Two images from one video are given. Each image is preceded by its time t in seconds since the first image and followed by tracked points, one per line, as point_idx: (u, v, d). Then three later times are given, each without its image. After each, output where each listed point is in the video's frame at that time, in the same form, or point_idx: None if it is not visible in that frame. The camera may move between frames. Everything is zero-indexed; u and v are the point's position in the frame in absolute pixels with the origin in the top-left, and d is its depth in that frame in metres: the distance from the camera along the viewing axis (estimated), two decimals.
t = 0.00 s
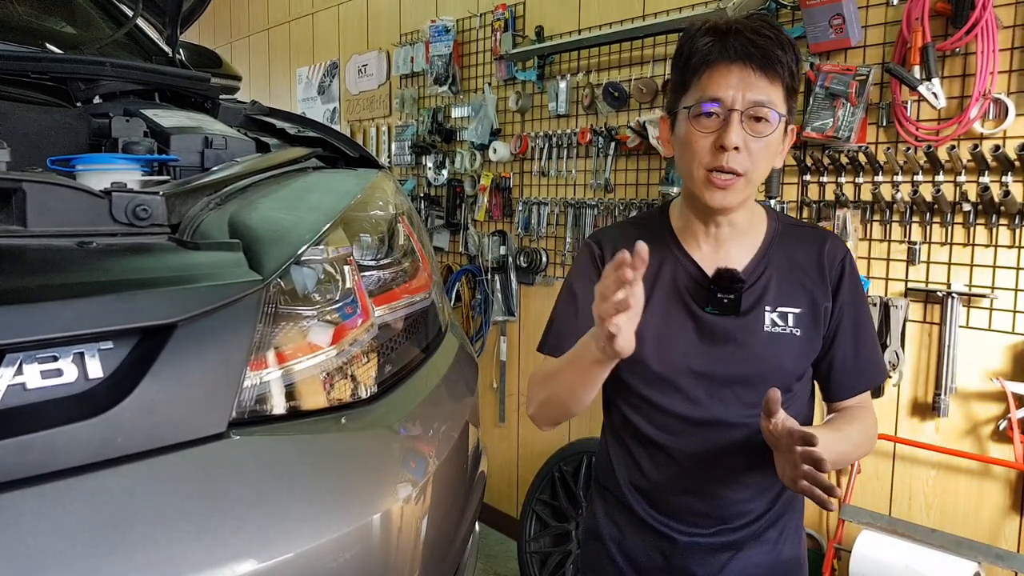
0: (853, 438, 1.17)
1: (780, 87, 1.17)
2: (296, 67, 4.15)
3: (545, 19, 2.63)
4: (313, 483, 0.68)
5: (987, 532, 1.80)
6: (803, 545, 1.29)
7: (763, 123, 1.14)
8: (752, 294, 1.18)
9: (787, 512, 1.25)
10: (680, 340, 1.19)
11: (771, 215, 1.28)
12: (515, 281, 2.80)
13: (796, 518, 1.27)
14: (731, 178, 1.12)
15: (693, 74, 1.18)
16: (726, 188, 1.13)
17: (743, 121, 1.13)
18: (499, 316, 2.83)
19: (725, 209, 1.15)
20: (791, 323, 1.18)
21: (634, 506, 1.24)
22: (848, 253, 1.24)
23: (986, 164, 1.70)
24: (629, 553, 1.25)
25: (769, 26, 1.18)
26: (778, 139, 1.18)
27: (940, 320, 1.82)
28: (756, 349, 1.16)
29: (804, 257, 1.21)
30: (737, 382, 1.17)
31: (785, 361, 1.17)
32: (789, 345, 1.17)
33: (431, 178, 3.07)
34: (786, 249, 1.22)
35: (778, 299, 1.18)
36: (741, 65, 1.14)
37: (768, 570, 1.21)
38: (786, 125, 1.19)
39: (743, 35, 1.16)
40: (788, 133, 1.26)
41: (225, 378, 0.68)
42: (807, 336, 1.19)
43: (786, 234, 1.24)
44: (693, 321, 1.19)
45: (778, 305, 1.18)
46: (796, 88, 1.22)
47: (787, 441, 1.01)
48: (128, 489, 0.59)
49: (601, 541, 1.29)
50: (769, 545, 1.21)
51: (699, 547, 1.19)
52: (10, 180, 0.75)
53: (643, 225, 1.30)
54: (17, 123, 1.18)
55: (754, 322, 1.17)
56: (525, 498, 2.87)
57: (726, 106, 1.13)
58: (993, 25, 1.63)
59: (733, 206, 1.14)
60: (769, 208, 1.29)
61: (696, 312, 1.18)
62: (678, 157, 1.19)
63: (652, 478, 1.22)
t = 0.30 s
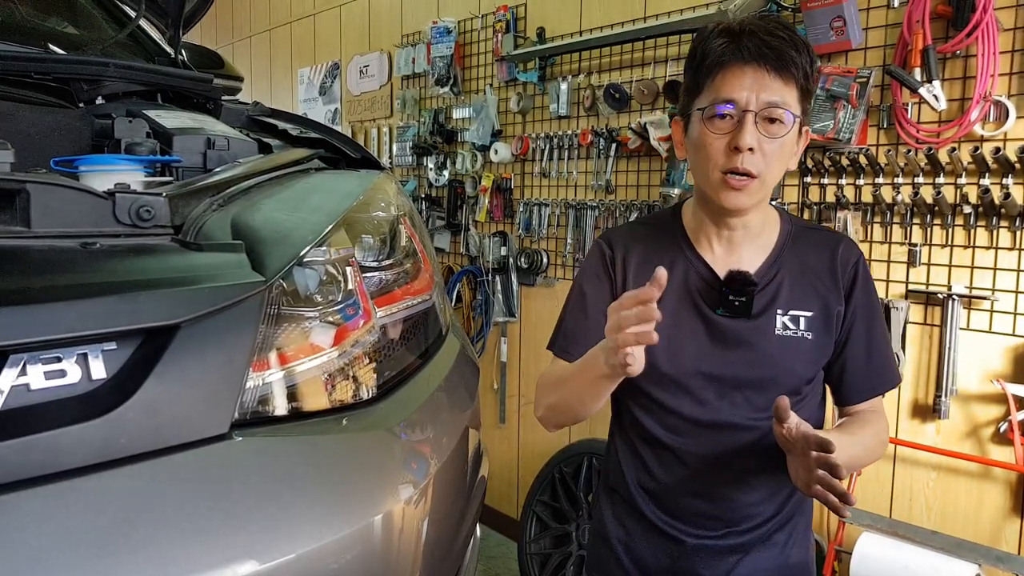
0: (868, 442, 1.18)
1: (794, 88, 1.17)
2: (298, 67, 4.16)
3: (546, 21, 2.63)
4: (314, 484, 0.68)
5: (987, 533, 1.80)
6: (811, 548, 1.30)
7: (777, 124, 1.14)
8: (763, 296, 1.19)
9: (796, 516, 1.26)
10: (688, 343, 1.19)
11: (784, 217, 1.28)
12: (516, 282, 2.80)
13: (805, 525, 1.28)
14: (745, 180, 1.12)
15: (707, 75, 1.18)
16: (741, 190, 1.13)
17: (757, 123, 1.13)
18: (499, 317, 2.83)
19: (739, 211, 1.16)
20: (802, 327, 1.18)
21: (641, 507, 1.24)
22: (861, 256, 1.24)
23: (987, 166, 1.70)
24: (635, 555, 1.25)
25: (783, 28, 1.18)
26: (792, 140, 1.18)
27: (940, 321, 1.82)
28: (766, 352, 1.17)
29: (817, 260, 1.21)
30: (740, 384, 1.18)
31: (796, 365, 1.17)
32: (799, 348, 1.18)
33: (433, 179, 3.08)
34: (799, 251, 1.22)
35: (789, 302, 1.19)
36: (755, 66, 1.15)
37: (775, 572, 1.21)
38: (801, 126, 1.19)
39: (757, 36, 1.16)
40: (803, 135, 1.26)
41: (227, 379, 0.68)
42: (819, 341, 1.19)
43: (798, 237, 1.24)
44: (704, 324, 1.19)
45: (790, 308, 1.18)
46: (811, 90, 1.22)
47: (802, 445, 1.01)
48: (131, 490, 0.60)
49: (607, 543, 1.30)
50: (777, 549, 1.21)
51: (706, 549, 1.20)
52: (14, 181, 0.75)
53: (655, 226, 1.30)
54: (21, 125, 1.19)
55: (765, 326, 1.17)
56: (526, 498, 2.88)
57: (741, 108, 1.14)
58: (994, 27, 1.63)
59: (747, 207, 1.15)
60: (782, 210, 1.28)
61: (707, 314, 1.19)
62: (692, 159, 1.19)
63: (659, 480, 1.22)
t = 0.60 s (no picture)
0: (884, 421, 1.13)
1: (781, 81, 1.17)
2: (296, 72, 4.16)
3: (543, 24, 2.63)
4: (310, 490, 0.68)
5: (988, 534, 1.79)
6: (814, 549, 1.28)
7: (765, 113, 1.13)
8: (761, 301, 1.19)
9: (798, 518, 1.23)
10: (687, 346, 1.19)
11: (784, 216, 1.26)
12: (515, 285, 2.80)
13: (808, 523, 1.25)
14: (735, 168, 1.11)
15: (693, 71, 1.19)
16: (733, 179, 1.11)
17: (744, 112, 1.13)
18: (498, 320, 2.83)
19: (732, 203, 1.13)
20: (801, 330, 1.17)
21: (642, 509, 1.24)
22: (864, 251, 1.19)
23: (984, 166, 1.70)
24: (638, 556, 1.25)
25: (766, 28, 1.19)
26: (783, 133, 1.17)
27: (939, 322, 1.82)
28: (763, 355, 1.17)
29: (812, 257, 1.19)
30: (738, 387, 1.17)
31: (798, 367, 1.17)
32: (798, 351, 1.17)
33: (431, 183, 3.08)
34: (795, 249, 1.20)
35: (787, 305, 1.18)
36: (739, 57, 1.15)
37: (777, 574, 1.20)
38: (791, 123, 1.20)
39: (739, 32, 1.17)
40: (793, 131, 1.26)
41: (223, 385, 0.68)
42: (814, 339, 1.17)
43: (796, 237, 1.21)
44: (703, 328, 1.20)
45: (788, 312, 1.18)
46: (798, 87, 1.22)
47: (789, 340, 0.99)
48: (127, 497, 0.60)
49: (611, 545, 1.30)
50: (778, 551, 1.19)
51: (708, 551, 1.19)
52: (9, 189, 0.75)
53: (654, 228, 1.30)
54: (20, 132, 1.19)
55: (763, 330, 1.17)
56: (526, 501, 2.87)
57: (727, 100, 1.13)
58: (991, 28, 1.63)
59: (743, 197, 1.12)
60: (782, 210, 1.26)
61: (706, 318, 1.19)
62: (681, 156, 1.18)
63: (663, 484, 1.22)
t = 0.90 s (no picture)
0: (875, 414, 1.11)
1: (762, 84, 1.16)
2: (296, 73, 4.16)
3: (543, 25, 2.63)
4: (310, 491, 0.68)
5: (988, 535, 1.79)
6: (811, 548, 1.28)
7: (748, 119, 1.13)
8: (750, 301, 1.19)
9: (795, 516, 1.23)
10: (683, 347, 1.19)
11: (772, 216, 1.26)
12: (515, 286, 2.80)
13: (804, 521, 1.25)
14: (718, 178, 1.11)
15: (674, 78, 1.18)
16: (717, 190, 1.12)
17: (728, 119, 1.12)
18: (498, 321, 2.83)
19: (718, 212, 1.14)
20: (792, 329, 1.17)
21: (637, 512, 1.24)
22: (851, 247, 1.19)
23: (984, 167, 1.70)
24: (635, 557, 1.25)
25: (746, 28, 1.18)
26: (766, 136, 1.16)
27: (939, 323, 1.82)
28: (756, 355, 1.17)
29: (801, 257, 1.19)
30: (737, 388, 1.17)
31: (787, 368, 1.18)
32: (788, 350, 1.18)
33: (431, 184, 3.08)
34: (784, 250, 1.20)
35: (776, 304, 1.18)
36: (721, 64, 1.15)
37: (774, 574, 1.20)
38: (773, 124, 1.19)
39: (720, 36, 1.16)
40: (778, 130, 1.26)
41: (222, 387, 0.68)
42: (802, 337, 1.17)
43: (785, 237, 1.22)
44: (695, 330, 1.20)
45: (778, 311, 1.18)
46: (780, 85, 1.21)
47: (770, 318, 0.95)
48: (126, 499, 0.60)
49: (608, 546, 1.29)
50: (776, 549, 1.20)
51: (706, 552, 1.19)
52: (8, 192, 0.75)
53: (644, 231, 1.30)
54: (20, 133, 1.20)
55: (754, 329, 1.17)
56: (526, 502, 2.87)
57: (710, 107, 1.13)
58: (991, 28, 1.63)
59: (727, 207, 1.13)
60: (771, 209, 1.26)
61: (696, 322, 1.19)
62: (666, 165, 1.18)
63: (661, 485, 1.22)
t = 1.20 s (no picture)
0: (861, 411, 1.12)
1: (753, 86, 1.17)
2: (298, 75, 4.17)
3: (545, 26, 2.64)
4: (313, 491, 0.69)
5: (997, 538, 1.79)
6: (805, 548, 1.28)
7: (739, 121, 1.14)
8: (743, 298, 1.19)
9: (788, 514, 1.24)
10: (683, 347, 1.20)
11: (764, 214, 1.26)
12: (518, 287, 2.80)
13: (798, 520, 1.26)
14: (710, 179, 1.11)
15: (666, 80, 1.19)
16: (709, 189, 1.12)
17: (719, 122, 1.13)
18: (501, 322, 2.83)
19: (709, 212, 1.14)
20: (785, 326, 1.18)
21: (631, 513, 1.24)
22: (840, 244, 1.20)
23: (991, 166, 1.69)
24: (630, 558, 1.25)
25: (736, 30, 1.19)
26: (757, 136, 1.17)
27: (945, 323, 1.82)
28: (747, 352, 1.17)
29: (793, 255, 1.19)
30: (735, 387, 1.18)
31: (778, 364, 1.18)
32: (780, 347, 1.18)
33: (433, 185, 3.09)
34: (775, 248, 1.20)
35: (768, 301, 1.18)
36: (711, 67, 1.15)
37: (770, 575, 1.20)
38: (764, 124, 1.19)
39: (710, 39, 1.17)
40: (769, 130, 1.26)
41: (228, 387, 0.69)
42: (794, 333, 1.17)
43: (776, 235, 1.22)
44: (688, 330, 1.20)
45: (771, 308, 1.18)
46: (770, 85, 1.21)
47: (753, 317, 0.95)
48: (130, 499, 0.60)
49: (603, 547, 1.30)
50: (770, 547, 1.20)
51: (702, 552, 1.19)
52: (15, 194, 0.76)
53: (636, 230, 1.30)
54: (25, 137, 1.20)
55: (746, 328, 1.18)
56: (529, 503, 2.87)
57: (701, 109, 1.13)
58: (996, 25, 1.64)
59: (718, 207, 1.13)
60: (762, 208, 1.27)
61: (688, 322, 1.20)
62: (658, 166, 1.19)
63: (656, 486, 1.22)
